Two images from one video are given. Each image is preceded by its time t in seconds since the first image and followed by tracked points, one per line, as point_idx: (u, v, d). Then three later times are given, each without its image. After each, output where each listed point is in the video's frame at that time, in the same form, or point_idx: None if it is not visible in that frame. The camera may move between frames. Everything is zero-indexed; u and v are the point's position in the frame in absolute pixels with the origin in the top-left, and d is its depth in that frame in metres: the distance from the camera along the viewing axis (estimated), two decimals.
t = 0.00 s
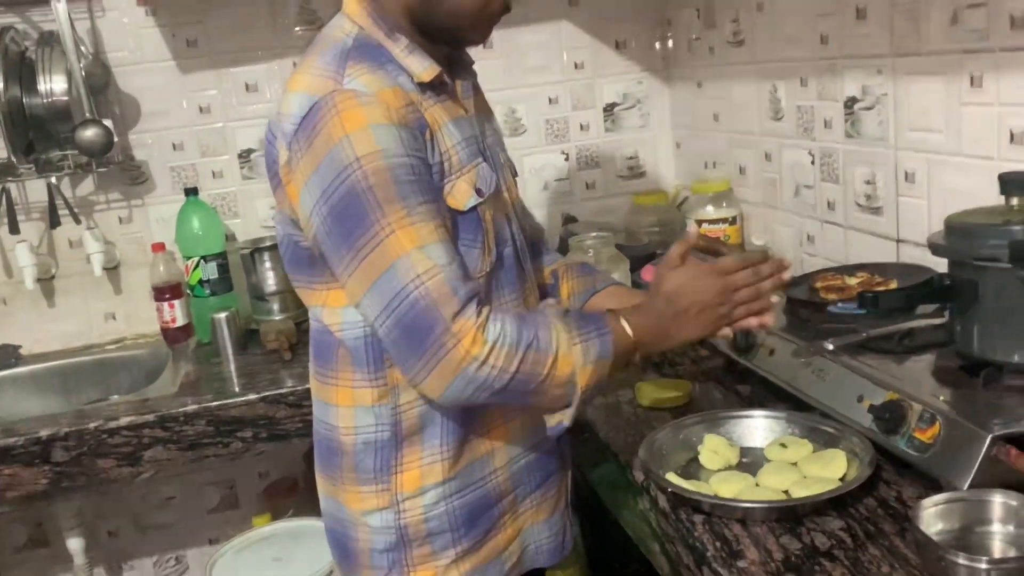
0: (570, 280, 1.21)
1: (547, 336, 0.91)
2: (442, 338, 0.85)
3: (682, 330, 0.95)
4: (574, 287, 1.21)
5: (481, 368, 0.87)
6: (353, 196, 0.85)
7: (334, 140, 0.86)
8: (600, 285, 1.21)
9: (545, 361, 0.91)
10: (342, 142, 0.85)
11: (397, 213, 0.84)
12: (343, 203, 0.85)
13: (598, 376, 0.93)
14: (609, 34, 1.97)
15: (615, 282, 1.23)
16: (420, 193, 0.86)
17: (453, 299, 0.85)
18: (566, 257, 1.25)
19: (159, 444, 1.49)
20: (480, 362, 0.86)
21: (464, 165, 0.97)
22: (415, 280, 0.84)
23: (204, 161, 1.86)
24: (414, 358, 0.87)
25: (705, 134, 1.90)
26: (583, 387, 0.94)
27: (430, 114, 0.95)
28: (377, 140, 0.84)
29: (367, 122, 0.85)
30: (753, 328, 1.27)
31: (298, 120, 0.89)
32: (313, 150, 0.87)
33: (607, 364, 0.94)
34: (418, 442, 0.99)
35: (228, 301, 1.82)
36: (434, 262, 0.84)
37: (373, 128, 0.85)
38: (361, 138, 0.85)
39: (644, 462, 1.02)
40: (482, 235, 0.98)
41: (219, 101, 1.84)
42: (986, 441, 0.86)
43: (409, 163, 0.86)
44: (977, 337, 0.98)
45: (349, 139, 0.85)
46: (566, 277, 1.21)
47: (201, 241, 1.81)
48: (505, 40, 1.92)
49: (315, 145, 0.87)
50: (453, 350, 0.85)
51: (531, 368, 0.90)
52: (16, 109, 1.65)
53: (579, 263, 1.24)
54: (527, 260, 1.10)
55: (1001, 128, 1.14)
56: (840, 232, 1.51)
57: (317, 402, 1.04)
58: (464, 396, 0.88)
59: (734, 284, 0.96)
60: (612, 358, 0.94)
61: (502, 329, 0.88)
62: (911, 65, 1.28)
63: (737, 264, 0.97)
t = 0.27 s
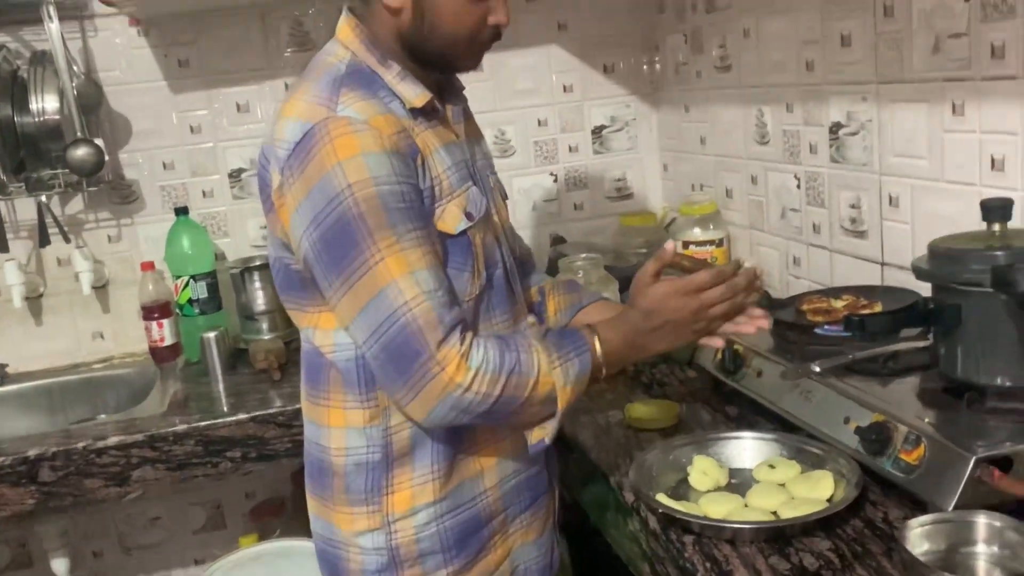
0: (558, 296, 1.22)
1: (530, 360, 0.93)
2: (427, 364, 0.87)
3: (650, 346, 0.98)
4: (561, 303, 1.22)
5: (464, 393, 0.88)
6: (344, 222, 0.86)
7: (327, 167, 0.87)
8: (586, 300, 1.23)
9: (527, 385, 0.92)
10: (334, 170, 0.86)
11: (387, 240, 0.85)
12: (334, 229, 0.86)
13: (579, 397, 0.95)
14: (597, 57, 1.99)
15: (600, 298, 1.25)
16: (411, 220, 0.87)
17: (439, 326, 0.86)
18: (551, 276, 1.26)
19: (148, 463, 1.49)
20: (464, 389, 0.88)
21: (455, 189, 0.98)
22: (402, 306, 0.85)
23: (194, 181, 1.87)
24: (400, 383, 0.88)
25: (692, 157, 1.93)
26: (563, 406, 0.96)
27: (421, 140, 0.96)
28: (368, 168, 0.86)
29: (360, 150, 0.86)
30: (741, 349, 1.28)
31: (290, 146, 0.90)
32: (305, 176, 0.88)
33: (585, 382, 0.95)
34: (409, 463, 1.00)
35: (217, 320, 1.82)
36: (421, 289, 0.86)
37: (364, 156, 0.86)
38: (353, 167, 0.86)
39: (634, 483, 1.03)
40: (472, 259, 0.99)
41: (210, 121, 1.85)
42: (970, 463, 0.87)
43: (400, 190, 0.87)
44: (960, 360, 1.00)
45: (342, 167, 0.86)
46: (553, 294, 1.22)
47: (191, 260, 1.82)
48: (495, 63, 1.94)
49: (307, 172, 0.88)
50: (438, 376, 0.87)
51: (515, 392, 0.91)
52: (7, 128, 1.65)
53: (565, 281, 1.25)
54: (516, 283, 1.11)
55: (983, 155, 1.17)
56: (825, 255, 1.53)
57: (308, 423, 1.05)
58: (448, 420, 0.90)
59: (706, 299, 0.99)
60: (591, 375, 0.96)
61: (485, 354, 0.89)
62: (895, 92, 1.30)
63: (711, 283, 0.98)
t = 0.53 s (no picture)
0: (545, 323, 1.24)
1: (513, 387, 0.94)
2: (411, 391, 0.87)
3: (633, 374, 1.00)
4: (548, 330, 1.24)
5: (448, 420, 0.89)
6: (330, 250, 0.87)
7: (315, 195, 0.88)
8: (573, 326, 1.25)
9: (511, 412, 0.93)
10: (322, 198, 0.88)
11: (373, 267, 0.87)
12: (320, 257, 0.88)
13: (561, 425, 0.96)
14: (581, 87, 2.02)
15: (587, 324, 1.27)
16: (396, 248, 0.88)
17: (423, 353, 0.87)
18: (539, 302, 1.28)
19: (130, 488, 1.48)
20: (448, 415, 0.89)
21: (441, 218, 1.00)
22: (386, 333, 0.87)
23: (180, 205, 1.87)
24: (384, 409, 0.89)
25: (674, 186, 1.96)
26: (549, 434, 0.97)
27: (408, 169, 0.98)
28: (355, 197, 0.87)
29: (347, 179, 0.88)
30: (724, 376, 1.30)
31: (279, 175, 0.92)
32: (293, 204, 0.90)
33: (569, 410, 0.97)
34: (393, 489, 1.00)
35: (202, 343, 1.82)
36: (406, 316, 0.87)
37: (352, 185, 0.88)
38: (340, 195, 0.87)
39: (620, 510, 1.04)
40: (457, 286, 1.00)
41: (197, 145, 1.86)
42: (948, 489, 0.89)
43: (386, 218, 0.88)
44: (938, 388, 1.02)
45: (330, 195, 0.87)
46: (540, 321, 1.24)
47: (177, 282, 1.82)
48: (481, 91, 1.97)
49: (294, 200, 0.89)
50: (421, 403, 0.88)
51: (498, 420, 0.92)
52: None
53: (552, 306, 1.27)
54: (501, 311, 1.13)
55: (959, 189, 1.20)
56: (805, 284, 1.55)
57: (294, 449, 1.06)
58: (431, 447, 0.91)
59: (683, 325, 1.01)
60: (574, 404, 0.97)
61: (469, 381, 0.90)
62: (873, 126, 1.33)
63: (692, 311, 1.00)
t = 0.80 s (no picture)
0: (530, 354, 1.25)
1: (487, 422, 0.95)
2: (385, 424, 0.89)
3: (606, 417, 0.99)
4: (533, 359, 1.25)
5: (421, 454, 0.90)
6: (314, 280, 0.89)
7: (302, 226, 0.89)
8: (557, 356, 1.27)
9: (485, 447, 0.94)
10: (308, 229, 0.89)
11: (356, 299, 0.88)
12: (305, 287, 0.89)
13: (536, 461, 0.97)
14: (566, 120, 2.06)
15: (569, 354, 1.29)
16: (380, 280, 0.89)
17: (400, 386, 0.88)
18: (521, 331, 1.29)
19: (110, 512, 1.48)
20: (422, 449, 0.90)
21: (430, 249, 1.01)
22: (364, 365, 0.88)
23: (165, 228, 1.87)
24: (359, 441, 0.90)
25: (656, 219, 1.99)
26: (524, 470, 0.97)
27: (398, 200, 0.99)
28: (341, 229, 0.88)
29: (335, 210, 0.89)
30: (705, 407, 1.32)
31: (269, 204, 0.93)
32: (280, 234, 0.91)
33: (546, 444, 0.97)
34: (379, 519, 1.01)
35: (183, 367, 1.82)
36: (385, 348, 0.88)
37: (339, 216, 0.89)
38: (327, 226, 0.88)
39: (604, 540, 1.05)
40: (444, 316, 1.02)
41: (183, 169, 1.87)
42: (927, 523, 0.91)
43: (372, 250, 0.90)
44: (915, 423, 1.04)
45: (316, 226, 0.89)
46: (526, 352, 1.25)
47: (163, 307, 1.82)
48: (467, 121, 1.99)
49: (282, 230, 0.91)
50: (395, 436, 0.89)
51: (471, 455, 0.93)
52: None
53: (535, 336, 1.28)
54: (487, 341, 1.14)
55: (935, 229, 1.23)
56: (784, 317, 1.58)
57: (279, 476, 1.06)
58: (405, 480, 0.92)
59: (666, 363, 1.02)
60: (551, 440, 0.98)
61: (444, 415, 0.91)
62: (852, 166, 1.37)
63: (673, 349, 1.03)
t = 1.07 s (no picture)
0: (519, 391, 1.25)
1: (465, 453, 0.95)
2: (365, 452, 0.89)
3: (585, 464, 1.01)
4: (522, 397, 1.25)
5: (399, 483, 0.90)
6: (309, 302, 0.89)
7: (300, 247, 0.90)
8: (547, 396, 1.26)
9: (460, 479, 0.94)
10: (307, 250, 0.89)
11: (350, 323, 0.88)
12: (298, 308, 0.89)
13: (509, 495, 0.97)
14: (557, 147, 2.08)
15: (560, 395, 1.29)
16: (374, 304, 0.90)
17: (385, 413, 0.89)
18: (515, 368, 1.30)
19: (93, 531, 1.47)
20: (400, 478, 0.90)
21: (425, 273, 1.01)
22: (352, 390, 0.88)
23: (155, 246, 1.87)
24: (337, 467, 0.91)
25: (645, 246, 2.00)
26: (495, 504, 0.98)
27: (395, 225, 1.00)
28: (339, 251, 0.89)
29: (334, 233, 0.89)
30: (695, 435, 1.33)
31: (269, 223, 0.93)
32: (277, 253, 0.91)
33: (519, 479, 0.98)
34: (365, 542, 1.01)
35: (170, 385, 1.81)
36: (375, 373, 0.88)
37: (338, 239, 0.89)
38: (326, 248, 0.89)
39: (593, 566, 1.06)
40: (437, 341, 1.02)
41: (175, 187, 1.87)
42: (913, 554, 0.92)
43: (367, 274, 0.90)
44: (902, 455, 1.06)
45: (315, 248, 0.89)
46: (515, 388, 1.25)
47: (150, 322, 1.82)
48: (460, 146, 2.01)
49: (279, 250, 0.91)
50: (376, 464, 0.89)
51: (447, 485, 0.93)
52: None
53: (527, 374, 1.29)
54: (479, 366, 1.14)
55: (922, 263, 1.25)
56: (772, 346, 1.60)
57: (267, 497, 1.06)
58: (381, 508, 0.92)
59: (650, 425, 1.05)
60: (524, 473, 0.99)
61: (425, 444, 0.92)
62: (841, 199, 1.39)
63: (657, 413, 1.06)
